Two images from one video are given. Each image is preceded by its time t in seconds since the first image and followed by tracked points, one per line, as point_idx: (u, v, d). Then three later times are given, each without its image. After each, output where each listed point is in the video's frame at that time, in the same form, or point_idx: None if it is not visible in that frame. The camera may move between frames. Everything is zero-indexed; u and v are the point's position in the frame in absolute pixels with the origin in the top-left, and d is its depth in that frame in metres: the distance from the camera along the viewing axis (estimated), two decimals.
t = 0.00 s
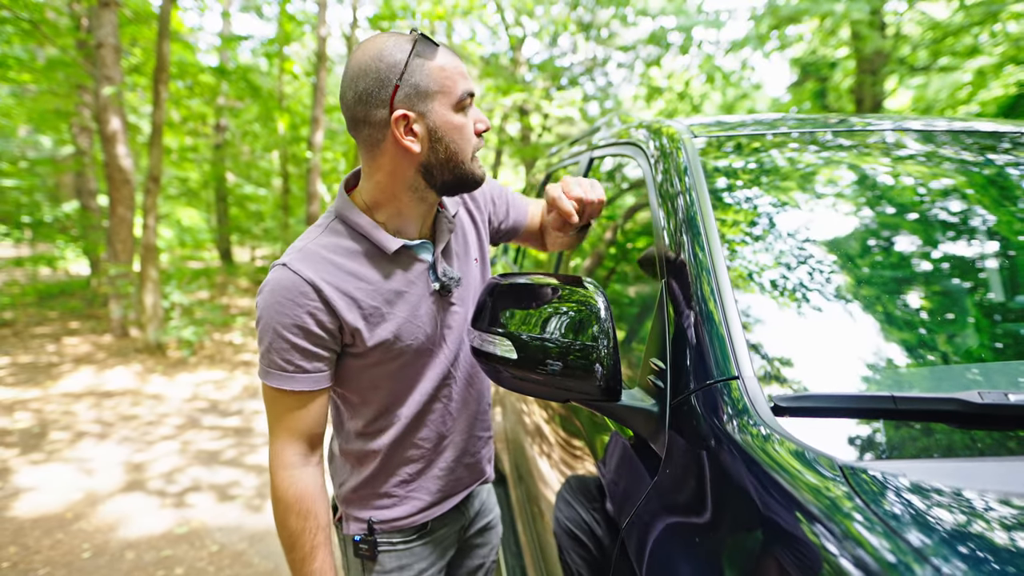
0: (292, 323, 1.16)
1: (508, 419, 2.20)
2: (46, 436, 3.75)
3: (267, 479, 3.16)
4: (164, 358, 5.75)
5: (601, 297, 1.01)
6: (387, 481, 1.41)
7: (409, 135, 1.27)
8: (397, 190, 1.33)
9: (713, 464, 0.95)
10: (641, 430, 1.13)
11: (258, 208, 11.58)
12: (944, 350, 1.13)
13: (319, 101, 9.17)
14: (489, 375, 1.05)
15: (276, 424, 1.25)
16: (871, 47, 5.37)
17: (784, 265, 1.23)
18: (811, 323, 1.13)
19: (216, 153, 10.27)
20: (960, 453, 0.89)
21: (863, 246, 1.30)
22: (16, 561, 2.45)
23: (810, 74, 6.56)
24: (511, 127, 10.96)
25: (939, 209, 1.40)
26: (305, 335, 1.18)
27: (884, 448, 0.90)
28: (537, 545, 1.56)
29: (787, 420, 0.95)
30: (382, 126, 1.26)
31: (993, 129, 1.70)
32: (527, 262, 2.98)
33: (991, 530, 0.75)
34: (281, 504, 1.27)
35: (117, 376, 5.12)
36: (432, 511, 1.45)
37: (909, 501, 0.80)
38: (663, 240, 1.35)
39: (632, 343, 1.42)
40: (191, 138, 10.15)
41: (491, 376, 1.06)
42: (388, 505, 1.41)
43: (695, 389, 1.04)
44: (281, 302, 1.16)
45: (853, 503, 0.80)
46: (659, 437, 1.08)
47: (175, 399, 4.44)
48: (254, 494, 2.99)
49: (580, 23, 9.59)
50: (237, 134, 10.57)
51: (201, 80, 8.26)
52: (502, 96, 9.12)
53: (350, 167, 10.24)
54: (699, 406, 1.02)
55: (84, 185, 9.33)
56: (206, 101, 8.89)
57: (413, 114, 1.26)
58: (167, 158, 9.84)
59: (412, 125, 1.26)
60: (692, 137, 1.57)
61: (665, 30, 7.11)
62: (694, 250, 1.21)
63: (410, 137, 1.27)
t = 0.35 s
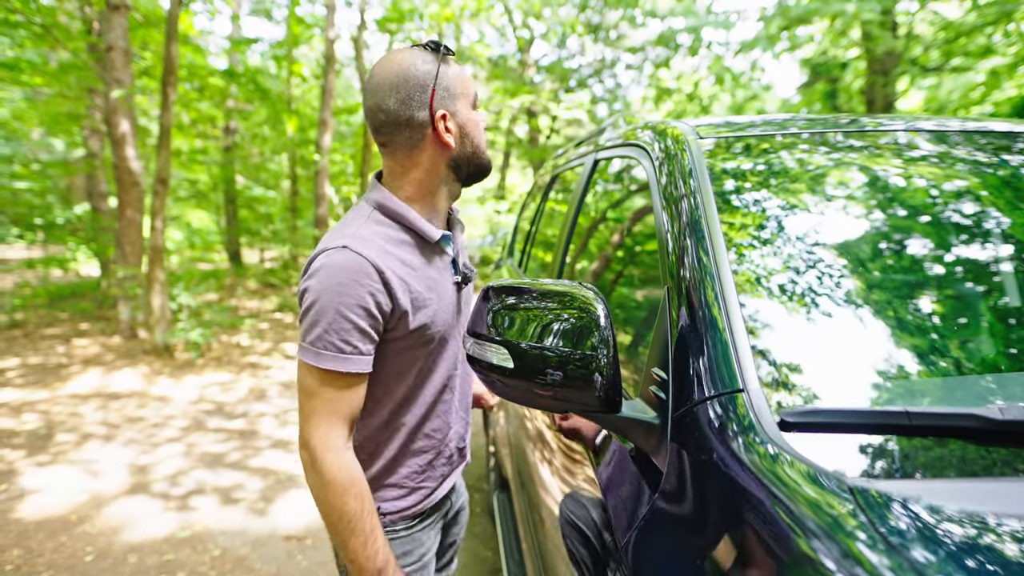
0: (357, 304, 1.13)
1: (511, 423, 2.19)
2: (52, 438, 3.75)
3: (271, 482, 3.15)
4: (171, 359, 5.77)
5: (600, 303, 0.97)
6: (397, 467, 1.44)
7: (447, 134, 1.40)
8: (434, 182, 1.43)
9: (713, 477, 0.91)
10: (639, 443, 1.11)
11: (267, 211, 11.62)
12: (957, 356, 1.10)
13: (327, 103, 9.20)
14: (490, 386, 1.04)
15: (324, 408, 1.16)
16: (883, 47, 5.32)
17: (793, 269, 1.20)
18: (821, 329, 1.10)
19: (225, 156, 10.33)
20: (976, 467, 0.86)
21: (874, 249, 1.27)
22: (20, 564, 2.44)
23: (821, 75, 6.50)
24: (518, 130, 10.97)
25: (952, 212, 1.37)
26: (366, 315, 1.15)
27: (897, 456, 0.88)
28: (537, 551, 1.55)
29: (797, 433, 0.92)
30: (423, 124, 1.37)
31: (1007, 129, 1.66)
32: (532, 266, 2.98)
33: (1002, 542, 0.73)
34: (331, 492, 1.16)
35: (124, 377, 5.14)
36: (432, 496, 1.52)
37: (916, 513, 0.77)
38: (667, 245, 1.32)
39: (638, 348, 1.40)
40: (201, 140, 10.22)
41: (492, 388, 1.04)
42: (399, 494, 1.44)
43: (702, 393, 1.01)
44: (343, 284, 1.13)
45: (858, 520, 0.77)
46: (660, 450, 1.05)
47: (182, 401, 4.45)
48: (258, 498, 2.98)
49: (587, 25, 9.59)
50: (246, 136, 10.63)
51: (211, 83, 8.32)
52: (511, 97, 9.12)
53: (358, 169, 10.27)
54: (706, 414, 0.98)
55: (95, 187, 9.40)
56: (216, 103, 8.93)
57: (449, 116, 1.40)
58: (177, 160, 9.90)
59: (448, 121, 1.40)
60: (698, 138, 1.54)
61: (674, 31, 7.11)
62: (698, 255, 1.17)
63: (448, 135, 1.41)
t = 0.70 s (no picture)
0: (407, 287, 1.33)
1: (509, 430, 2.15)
2: (51, 442, 3.73)
3: (269, 489, 3.12)
4: (173, 363, 5.76)
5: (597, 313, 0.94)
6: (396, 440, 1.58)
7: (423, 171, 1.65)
8: (414, 206, 1.66)
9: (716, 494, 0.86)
10: (636, 461, 1.07)
11: (271, 213, 11.62)
12: (966, 363, 1.07)
13: (331, 106, 9.19)
14: (484, 402, 1.00)
15: (381, 355, 1.29)
16: (888, 49, 5.33)
17: (799, 274, 1.16)
18: (833, 337, 1.07)
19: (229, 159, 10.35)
20: (996, 481, 0.84)
21: (881, 253, 1.22)
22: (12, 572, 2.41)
23: (825, 77, 6.50)
24: (523, 132, 10.96)
25: (960, 214, 1.32)
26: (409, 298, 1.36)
27: (908, 477, 0.85)
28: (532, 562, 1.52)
29: (815, 454, 0.88)
30: (403, 162, 1.61)
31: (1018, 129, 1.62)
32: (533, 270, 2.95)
33: (1011, 559, 0.68)
34: (393, 418, 1.27)
35: (126, 381, 5.12)
36: (419, 471, 1.67)
37: (923, 531, 0.73)
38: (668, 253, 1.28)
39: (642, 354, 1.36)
40: (205, 144, 10.24)
41: (486, 405, 1.00)
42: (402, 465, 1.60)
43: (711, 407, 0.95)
44: (396, 270, 1.33)
45: (862, 544, 0.71)
46: (660, 467, 1.01)
47: (182, 405, 4.43)
48: (256, 505, 2.95)
49: (591, 28, 9.60)
50: (250, 139, 10.65)
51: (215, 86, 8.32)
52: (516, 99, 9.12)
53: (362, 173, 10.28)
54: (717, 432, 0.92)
55: (100, 190, 9.42)
56: (220, 106, 8.94)
57: (423, 156, 1.66)
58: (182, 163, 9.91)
59: (420, 158, 1.65)
60: (701, 140, 1.49)
61: (678, 34, 7.08)
62: (701, 260, 1.12)
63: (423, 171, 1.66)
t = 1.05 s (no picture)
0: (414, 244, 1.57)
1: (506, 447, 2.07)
2: (39, 452, 3.65)
3: (261, 502, 3.05)
4: (167, 370, 5.68)
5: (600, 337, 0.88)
6: (414, 400, 1.79)
7: (382, 173, 1.82)
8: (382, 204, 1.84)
9: (731, 544, 0.77)
10: (641, 500, 0.95)
11: (269, 218, 11.58)
12: (975, 372, 1.02)
13: (330, 111, 9.13)
14: (477, 433, 0.93)
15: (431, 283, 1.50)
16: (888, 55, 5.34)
17: (807, 283, 1.10)
18: (844, 349, 1.01)
19: (228, 164, 10.31)
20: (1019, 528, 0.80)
21: (888, 260, 1.16)
22: None
23: (825, 83, 6.52)
24: (523, 137, 10.94)
25: (966, 219, 1.27)
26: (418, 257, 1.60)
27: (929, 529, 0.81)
28: None
29: (848, 503, 0.82)
30: (364, 169, 1.80)
31: None
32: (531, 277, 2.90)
33: None
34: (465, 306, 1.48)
35: (119, 389, 5.04)
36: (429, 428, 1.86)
37: None
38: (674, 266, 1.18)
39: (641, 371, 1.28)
40: (204, 149, 10.20)
41: (478, 435, 0.93)
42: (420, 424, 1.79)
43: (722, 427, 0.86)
44: (401, 232, 1.58)
45: None
46: (672, 513, 0.88)
47: (175, 413, 4.35)
48: (246, 518, 2.88)
49: (591, 33, 9.61)
50: (249, 144, 10.62)
51: (214, 90, 8.28)
52: (517, 104, 9.12)
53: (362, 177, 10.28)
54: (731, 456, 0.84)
55: (98, 195, 9.36)
56: (219, 111, 8.90)
57: (381, 160, 1.82)
58: (181, 167, 9.84)
59: (380, 165, 1.82)
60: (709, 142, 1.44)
61: (677, 39, 7.05)
62: (709, 268, 1.04)
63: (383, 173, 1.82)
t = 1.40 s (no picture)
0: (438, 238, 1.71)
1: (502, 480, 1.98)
2: (18, 475, 3.51)
3: (247, 528, 2.93)
4: (155, 386, 5.54)
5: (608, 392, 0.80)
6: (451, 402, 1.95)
7: (400, 198, 1.95)
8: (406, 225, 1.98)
9: None
10: None
11: (263, 228, 11.46)
12: (986, 391, 0.94)
13: (324, 121, 9.04)
14: (466, 500, 0.82)
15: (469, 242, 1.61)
16: (883, 66, 5.32)
17: (818, 305, 1.01)
18: (861, 374, 0.94)
19: (221, 174, 10.21)
20: None
21: (894, 278, 1.09)
22: None
23: (820, 94, 6.51)
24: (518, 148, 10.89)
25: (966, 235, 1.20)
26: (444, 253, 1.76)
27: None
28: None
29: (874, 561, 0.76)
30: (385, 196, 1.94)
31: None
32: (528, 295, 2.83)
33: None
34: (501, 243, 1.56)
35: (104, 406, 4.90)
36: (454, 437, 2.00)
37: None
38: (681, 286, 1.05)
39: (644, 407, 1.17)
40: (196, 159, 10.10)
41: (469, 504, 0.82)
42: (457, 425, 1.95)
43: (751, 454, 0.72)
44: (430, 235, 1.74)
45: None
46: None
47: (161, 432, 4.22)
48: (231, 546, 2.75)
49: (586, 43, 9.61)
50: (243, 154, 10.53)
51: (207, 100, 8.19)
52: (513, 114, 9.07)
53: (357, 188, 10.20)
54: (763, 488, 0.69)
55: (88, 206, 9.22)
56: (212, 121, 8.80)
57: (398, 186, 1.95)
58: (174, 178, 9.72)
59: (400, 191, 1.96)
60: (726, 157, 1.35)
61: (673, 49, 7.03)
62: (729, 288, 0.92)
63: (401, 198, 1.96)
